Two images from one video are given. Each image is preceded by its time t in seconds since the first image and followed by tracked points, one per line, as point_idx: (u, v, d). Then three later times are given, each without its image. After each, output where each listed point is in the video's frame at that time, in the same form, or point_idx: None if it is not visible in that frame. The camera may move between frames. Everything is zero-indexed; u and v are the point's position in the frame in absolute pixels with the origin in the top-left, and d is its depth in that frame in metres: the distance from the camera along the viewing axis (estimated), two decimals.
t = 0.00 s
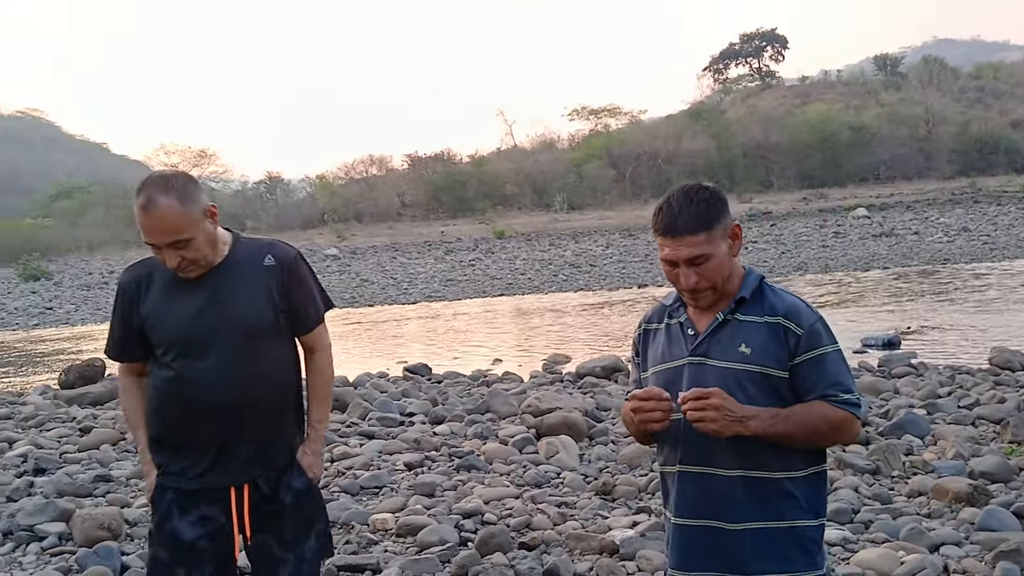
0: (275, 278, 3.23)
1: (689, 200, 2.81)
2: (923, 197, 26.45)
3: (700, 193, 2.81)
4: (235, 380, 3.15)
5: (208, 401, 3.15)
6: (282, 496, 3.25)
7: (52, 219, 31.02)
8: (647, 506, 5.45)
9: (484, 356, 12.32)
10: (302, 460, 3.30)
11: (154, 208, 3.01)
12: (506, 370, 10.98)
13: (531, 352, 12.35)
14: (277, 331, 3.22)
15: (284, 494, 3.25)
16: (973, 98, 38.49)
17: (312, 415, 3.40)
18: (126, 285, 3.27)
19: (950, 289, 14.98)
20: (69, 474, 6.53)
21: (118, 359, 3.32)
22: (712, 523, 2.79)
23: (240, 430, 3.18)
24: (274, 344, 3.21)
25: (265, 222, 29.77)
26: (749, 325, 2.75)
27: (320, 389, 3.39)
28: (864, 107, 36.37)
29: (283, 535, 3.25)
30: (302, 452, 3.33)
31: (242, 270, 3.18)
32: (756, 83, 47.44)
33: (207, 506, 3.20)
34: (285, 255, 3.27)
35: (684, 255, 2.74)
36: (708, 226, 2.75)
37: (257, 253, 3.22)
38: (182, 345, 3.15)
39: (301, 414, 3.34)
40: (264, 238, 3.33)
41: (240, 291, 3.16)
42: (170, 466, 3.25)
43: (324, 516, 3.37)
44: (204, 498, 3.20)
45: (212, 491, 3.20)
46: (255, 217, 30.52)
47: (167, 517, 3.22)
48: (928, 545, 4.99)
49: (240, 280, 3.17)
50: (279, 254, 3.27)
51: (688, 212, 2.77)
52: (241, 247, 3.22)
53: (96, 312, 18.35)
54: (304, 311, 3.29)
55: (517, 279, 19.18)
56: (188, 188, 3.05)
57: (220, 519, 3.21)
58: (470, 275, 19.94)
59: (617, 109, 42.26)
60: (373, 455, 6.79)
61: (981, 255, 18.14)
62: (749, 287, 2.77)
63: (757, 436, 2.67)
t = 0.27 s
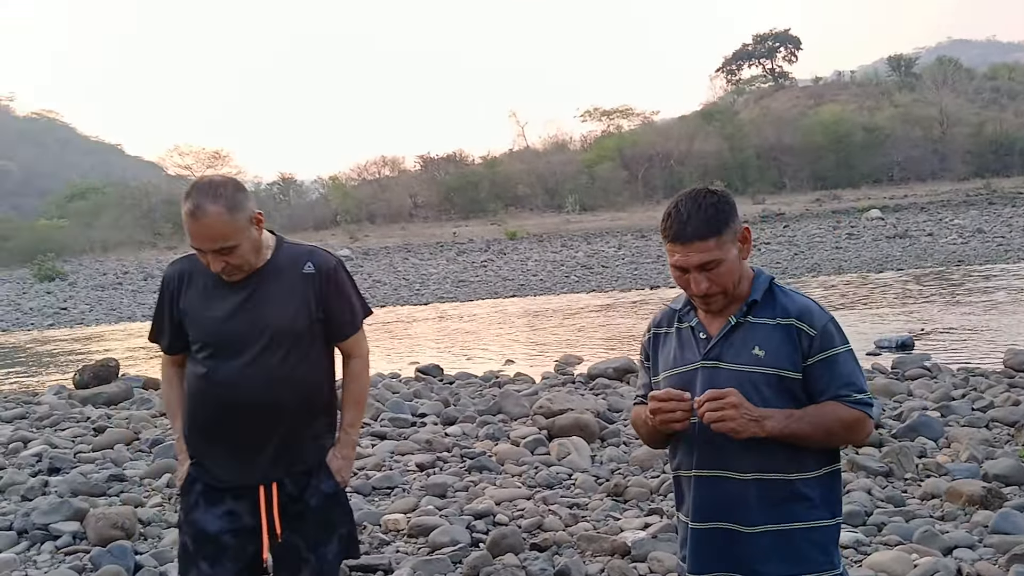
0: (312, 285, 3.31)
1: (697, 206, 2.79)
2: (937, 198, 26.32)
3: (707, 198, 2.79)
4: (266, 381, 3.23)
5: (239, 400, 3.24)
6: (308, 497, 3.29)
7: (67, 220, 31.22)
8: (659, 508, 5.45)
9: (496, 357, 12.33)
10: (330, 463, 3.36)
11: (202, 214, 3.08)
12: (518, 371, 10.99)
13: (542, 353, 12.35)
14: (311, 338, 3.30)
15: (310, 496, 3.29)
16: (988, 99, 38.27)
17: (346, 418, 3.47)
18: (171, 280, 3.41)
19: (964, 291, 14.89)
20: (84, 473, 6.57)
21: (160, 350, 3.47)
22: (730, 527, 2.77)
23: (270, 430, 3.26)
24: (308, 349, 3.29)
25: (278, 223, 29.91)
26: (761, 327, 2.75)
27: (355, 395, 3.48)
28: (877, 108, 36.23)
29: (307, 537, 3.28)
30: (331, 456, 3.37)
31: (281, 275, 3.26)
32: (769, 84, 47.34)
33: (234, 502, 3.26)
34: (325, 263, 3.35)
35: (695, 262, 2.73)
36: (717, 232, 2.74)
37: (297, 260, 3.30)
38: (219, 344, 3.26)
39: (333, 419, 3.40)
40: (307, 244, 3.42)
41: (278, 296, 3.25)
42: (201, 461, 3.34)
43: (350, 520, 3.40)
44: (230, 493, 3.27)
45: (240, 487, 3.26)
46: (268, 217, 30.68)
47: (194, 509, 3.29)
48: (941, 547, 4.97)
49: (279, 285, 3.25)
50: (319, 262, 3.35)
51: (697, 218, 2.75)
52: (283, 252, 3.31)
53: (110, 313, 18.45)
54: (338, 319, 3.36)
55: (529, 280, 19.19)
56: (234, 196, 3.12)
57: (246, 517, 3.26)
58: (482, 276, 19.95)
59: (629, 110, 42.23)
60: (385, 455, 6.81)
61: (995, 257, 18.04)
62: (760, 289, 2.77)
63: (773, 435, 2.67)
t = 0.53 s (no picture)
0: (341, 288, 3.36)
1: (712, 209, 2.78)
2: (955, 197, 26.12)
3: (722, 200, 2.79)
4: (293, 382, 3.30)
5: (266, 400, 3.32)
6: (332, 494, 3.37)
7: (86, 219, 31.43)
8: (675, 507, 5.44)
9: (511, 356, 12.34)
10: (355, 461, 3.42)
11: (233, 222, 3.14)
12: (533, 370, 10.99)
13: (557, 353, 12.33)
14: (339, 339, 3.35)
15: (335, 493, 3.37)
16: (1007, 97, 37.96)
17: (371, 417, 3.48)
18: (205, 276, 3.48)
19: (983, 290, 14.77)
20: (101, 470, 6.61)
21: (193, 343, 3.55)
22: (744, 529, 2.77)
23: (298, 429, 3.33)
24: (336, 350, 3.35)
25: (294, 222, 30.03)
26: (780, 327, 2.74)
27: (381, 394, 3.48)
28: (895, 107, 36.01)
29: (331, 532, 3.38)
30: (357, 454, 3.43)
31: (311, 277, 3.32)
32: (785, 83, 47.13)
33: (261, 495, 3.37)
34: (353, 265, 3.38)
35: (711, 266, 2.72)
36: (733, 235, 2.73)
37: (327, 262, 3.34)
38: (248, 343, 3.33)
39: (360, 418, 3.45)
40: (337, 244, 3.45)
41: (307, 298, 3.31)
42: (231, 455, 3.43)
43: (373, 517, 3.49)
44: (257, 486, 3.37)
45: (268, 481, 3.36)
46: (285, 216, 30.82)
47: (222, 498, 3.40)
48: (960, 547, 4.94)
49: (308, 287, 3.31)
50: (348, 264, 3.38)
51: (712, 222, 2.74)
52: (313, 254, 3.35)
53: (128, 311, 18.56)
54: (366, 320, 3.40)
55: (544, 279, 19.18)
56: (265, 204, 3.18)
57: (272, 511, 3.37)
58: (497, 275, 19.95)
59: (645, 109, 42.15)
60: (401, 453, 6.82)
61: (1014, 256, 17.89)
62: (779, 290, 2.76)
63: (791, 433, 2.66)
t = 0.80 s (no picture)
0: (349, 289, 3.39)
1: (715, 215, 2.77)
2: (956, 198, 26.12)
3: (725, 205, 2.78)
4: (301, 383, 3.33)
5: (275, 401, 3.34)
6: (340, 494, 3.39)
7: (87, 219, 31.47)
8: (677, 508, 5.43)
9: (512, 356, 12.34)
10: (364, 460, 3.43)
11: (241, 229, 3.16)
12: (535, 371, 10.99)
13: (559, 353, 12.34)
14: (348, 340, 3.38)
15: (343, 493, 3.39)
16: (1008, 98, 37.96)
17: (379, 417, 3.50)
18: (213, 279, 3.51)
19: (984, 291, 14.78)
20: (103, 471, 6.61)
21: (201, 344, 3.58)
22: (747, 530, 2.77)
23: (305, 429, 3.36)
24: (344, 352, 3.37)
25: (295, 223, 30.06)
26: (784, 328, 2.74)
27: (390, 393, 3.51)
28: (896, 108, 36.02)
29: (339, 532, 3.40)
30: (365, 453, 3.44)
31: (319, 280, 3.35)
32: (787, 83, 47.14)
33: (268, 493, 3.40)
34: (362, 267, 3.42)
35: (715, 273, 2.72)
36: (738, 240, 2.73)
37: (335, 263, 3.38)
38: (257, 345, 3.36)
39: (368, 418, 3.48)
40: (345, 246, 3.48)
41: (316, 301, 3.34)
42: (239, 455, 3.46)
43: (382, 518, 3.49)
44: (265, 484, 3.40)
45: (275, 482, 3.39)
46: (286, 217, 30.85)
47: (229, 495, 3.43)
48: (962, 548, 4.93)
49: (317, 290, 3.34)
50: (357, 266, 3.41)
51: (715, 229, 2.73)
52: (321, 257, 3.38)
53: (129, 312, 18.58)
54: (374, 322, 3.43)
55: (545, 280, 19.19)
56: (274, 209, 3.20)
57: (279, 510, 3.40)
58: (498, 276, 19.96)
59: (646, 109, 42.16)
60: (403, 453, 6.82)
61: (1015, 257, 17.88)
62: (783, 290, 2.76)
63: (796, 430, 2.65)
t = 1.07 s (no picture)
0: (356, 295, 3.47)
1: (722, 221, 2.79)
2: (958, 202, 26.12)
3: (733, 211, 2.80)
4: (307, 387, 3.41)
5: (281, 405, 3.43)
6: (344, 497, 3.45)
7: (89, 223, 31.49)
8: (680, 512, 5.43)
9: (514, 360, 12.34)
10: (368, 464, 3.51)
11: (253, 237, 3.24)
12: (537, 375, 10.98)
13: (561, 357, 12.34)
14: (354, 345, 3.47)
15: (347, 496, 3.45)
16: (1010, 102, 37.97)
17: (383, 419, 3.59)
18: (219, 282, 3.60)
19: (986, 295, 14.76)
20: (107, 475, 6.62)
21: (207, 346, 3.66)
22: (754, 535, 2.77)
23: (311, 431, 3.43)
24: (351, 356, 3.46)
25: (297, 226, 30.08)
26: (790, 333, 2.75)
27: (394, 397, 3.60)
28: (898, 111, 36.04)
29: (342, 535, 3.46)
30: (369, 456, 3.52)
31: (326, 285, 3.43)
32: (788, 87, 47.16)
33: (269, 494, 3.47)
34: (369, 272, 3.50)
35: (724, 279, 2.72)
36: (746, 244, 2.73)
37: (341, 269, 3.46)
38: (265, 349, 3.45)
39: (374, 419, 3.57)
40: (352, 251, 3.56)
41: (323, 306, 3.42)
42: (244, 456, 3.54)
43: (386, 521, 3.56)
44: (266, 486, 3.47)
45: (275, 483, 3.46)
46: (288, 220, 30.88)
47: (231, 495, 3.51)
48: (964, 553, 4.93)
49: (324, 295, 3.43)
50: (364, 272, 3.50)
51: (723, 235, 2.74)
52: (328, 262, 3.46)
53: (131, 315, 18.58)
54: (380, 326, 3.52)
55: (547, 284, 19.18)
56: (284, 218, 3.27)
57: (277, 512, 3.46)
58: (500, 280, 19.96)
59: (648, 113, 42.17)
60: (406, 458, 6.83)
61: (1018, 261, 17.87)
62: (790, 295, 2.77)
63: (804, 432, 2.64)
